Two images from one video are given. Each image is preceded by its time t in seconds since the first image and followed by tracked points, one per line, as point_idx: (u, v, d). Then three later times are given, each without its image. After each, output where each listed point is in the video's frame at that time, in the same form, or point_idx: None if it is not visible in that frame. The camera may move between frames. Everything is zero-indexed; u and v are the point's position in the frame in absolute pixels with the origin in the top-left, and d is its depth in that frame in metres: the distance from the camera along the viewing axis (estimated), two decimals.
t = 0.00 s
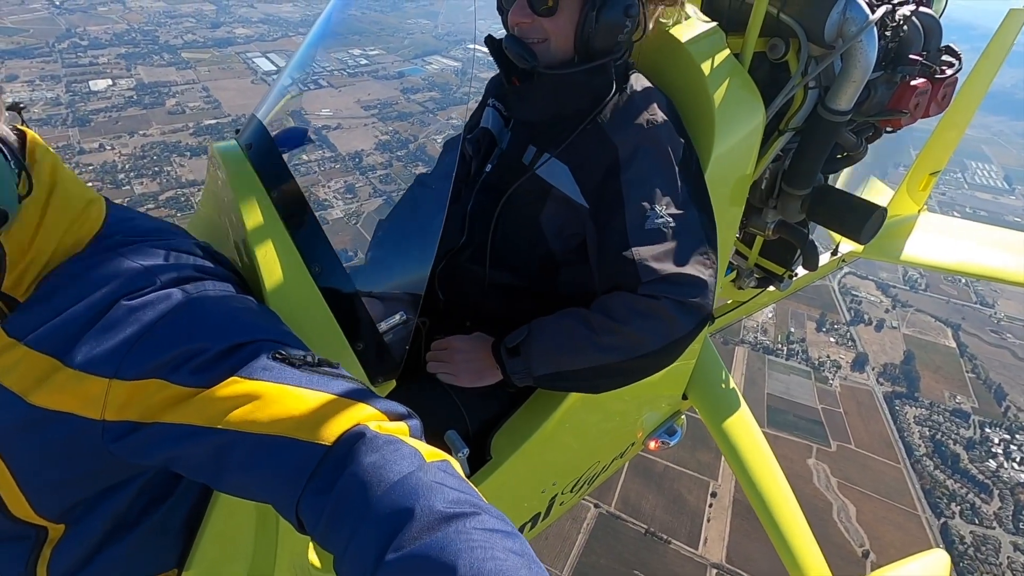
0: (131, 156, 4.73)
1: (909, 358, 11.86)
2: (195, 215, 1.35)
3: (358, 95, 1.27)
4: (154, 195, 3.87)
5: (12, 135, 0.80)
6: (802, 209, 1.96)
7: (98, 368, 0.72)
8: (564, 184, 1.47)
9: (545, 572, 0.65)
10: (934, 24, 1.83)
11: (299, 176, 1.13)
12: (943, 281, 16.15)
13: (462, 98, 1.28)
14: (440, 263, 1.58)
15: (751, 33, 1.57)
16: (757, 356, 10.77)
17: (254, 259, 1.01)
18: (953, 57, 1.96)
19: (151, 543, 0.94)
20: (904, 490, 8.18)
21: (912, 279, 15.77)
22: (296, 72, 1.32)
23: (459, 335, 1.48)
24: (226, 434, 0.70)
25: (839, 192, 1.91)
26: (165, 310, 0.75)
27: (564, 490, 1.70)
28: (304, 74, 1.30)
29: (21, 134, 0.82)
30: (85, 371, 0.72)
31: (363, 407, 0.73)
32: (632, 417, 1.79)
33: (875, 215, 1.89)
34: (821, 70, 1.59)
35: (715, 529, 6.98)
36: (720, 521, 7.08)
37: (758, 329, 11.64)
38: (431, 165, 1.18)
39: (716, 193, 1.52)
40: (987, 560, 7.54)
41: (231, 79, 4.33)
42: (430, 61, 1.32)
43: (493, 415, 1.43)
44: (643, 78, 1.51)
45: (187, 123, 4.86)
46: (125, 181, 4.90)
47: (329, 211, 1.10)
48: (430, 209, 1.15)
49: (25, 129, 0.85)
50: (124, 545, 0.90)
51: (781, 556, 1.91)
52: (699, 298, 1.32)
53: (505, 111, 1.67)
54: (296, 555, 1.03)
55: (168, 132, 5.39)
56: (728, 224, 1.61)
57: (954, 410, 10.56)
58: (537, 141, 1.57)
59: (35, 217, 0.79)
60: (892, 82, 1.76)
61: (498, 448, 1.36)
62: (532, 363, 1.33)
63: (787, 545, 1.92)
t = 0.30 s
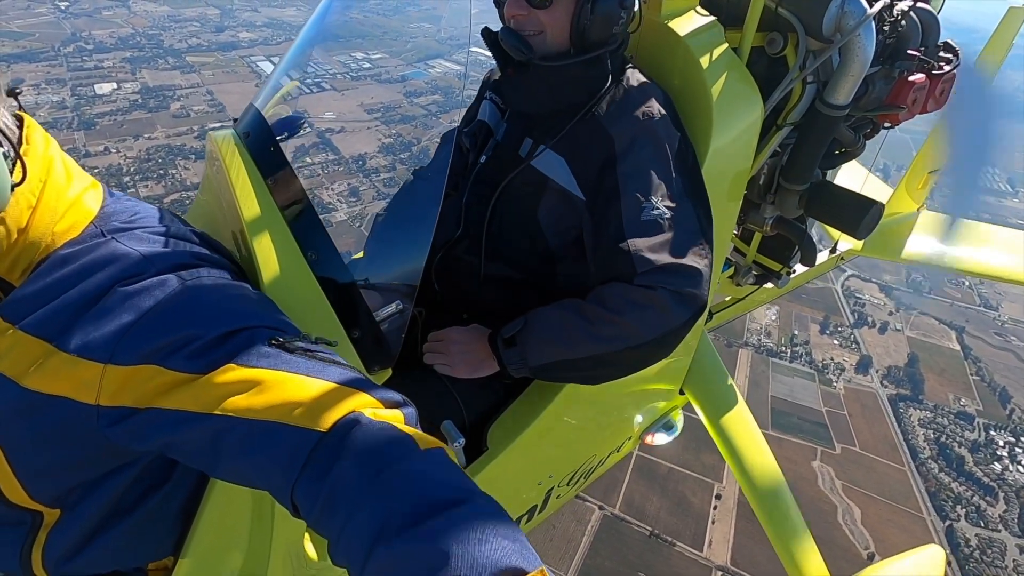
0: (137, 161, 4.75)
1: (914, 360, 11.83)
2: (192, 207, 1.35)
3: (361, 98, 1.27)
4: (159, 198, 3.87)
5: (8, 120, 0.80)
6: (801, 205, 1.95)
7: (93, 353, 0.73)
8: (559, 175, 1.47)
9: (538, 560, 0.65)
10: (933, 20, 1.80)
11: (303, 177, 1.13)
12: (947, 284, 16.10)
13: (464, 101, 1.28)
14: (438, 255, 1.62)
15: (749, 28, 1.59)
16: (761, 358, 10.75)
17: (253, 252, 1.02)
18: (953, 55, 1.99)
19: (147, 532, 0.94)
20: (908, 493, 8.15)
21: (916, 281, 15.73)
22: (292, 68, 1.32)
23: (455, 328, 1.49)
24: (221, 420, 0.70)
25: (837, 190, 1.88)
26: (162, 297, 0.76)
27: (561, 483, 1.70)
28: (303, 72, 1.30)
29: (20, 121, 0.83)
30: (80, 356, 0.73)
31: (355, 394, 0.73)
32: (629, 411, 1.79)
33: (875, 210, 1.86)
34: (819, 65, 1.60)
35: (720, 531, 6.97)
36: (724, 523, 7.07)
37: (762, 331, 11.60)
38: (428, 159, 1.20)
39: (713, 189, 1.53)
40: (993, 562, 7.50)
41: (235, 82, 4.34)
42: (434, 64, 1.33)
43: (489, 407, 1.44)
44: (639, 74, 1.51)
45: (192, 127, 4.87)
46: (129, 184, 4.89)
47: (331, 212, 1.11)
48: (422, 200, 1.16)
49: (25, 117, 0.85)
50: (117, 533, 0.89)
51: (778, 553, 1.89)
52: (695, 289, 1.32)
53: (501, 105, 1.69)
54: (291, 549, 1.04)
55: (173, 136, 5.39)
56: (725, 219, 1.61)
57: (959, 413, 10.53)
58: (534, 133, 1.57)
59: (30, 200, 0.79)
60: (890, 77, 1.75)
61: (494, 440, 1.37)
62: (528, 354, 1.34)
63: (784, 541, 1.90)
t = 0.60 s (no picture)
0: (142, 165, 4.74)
1: (917, 363, 11.81)
2: (189, 208, 1.35)
3: (364, 102, 1.27)
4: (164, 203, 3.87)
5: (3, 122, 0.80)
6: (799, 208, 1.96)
7: (84, 360, 0.73)
8: (557, 177, 1.48)
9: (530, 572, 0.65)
10: (933, 24, 1.82)
11: (307, 181, 1.14)
12: (950, 286, 16.06)
13: (465, 105, 1.30)
14: (434, 259, 1.63)
15: (748, 31, 1.57)
16: (765, 361, 10.72)
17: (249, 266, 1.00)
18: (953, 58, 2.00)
19: (141, 535, 0.95)
20: (912, 496, 8.14)
21: (920, 284, 15.70)
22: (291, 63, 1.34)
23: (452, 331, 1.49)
24: (213, 428, 0.71)
25: (834, 194, 1.90)
26: (155, 304, 0.76)
27: (556, 487, 1.70)
28: (306, 75, 1.30)
29: (13, 123, 0.84)
30: (71, 363, 0.73)
31: (348, 404, 0.73)
32: (626, 414, 1.80)
33: (873, 215, 1.89)
34: (818, 69, 1.59)
35: (724, 534, 6.97)
36: (729, 526, 7.08)
37: (765, 334, 11.57)
38: (426, 160, 1.20)
39: (711, 194, 1.53)
40: (999, 566, 7.48)
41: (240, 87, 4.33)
42: (436, 68, 1.33)
43: (485, 411, 1.45)
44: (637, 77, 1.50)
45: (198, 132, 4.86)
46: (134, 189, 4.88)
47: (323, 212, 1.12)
48: (423, 198, 1.18)
49: (19, 119, 0.86)
50: (111, 536, 0.90)
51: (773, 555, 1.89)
52: (690, 293, 1.32)
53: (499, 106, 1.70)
54: (283, 555, 1.03)
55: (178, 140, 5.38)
56: (723, 224, 1.62)
57: (964, 416, 10.51)
58: (530, 136, 1.58)
59: (22, 205, 0.79)
60: (890, 82, 1.76)
61: (489, 444, 1.37)
62: (525, 358, 1.34)
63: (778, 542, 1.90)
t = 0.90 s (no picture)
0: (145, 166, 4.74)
1: (922, 365, 11.79)
2: (188, 198, 1.37)
3: (368, 104, 1.28)
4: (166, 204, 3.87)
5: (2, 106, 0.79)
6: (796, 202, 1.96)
7: (84, 345, 0.72)
8: (554, 167, 1.47)
9: (528, 556, 0.64)
10: (930, 19, 1.82)
11: (312, 185, 1.13)
12: (954, 289, 16.01)
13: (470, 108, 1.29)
14: (434, 249, 1.63)
15: (748, 24, 1.57)
16: (768, 363, 10.68)
17: (250, 257, 1.00)
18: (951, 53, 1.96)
19: (137, 521, 0.95)
20: (918, 498, 8.12)
21: (924, 287, 15.67)
22: (291, 57, 1.36)
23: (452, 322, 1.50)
24: (213, 412, 0.71)
25: (831, 187, 1.89)
26: (155, 289, 0.76)
27: (555, 478, 1.70)
28: (307, 79, 1.29)
29: (13, 109, 0.82)
30: (70, 347, 0.73)
31: (350, 388, 0.74)
32: (623, 407, 1.79)
33: (870, 209, 1.87)
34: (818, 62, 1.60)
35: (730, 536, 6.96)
36: (734, 529, 7.06)
37: (769, 336, 11.52)
38: (422, 152, 1.20)
39: (708, 186, 1.53)
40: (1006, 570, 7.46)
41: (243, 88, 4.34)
42: (439, 72, 1.33)
43: (484, 402, 1.45)
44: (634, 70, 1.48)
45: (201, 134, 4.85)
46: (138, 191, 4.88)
47: (322, 205, 1.13)
48: (420, 191, 1.17)
49: (19, 104, 0.84)
50: (109, 522, 0.91)
51: (773, 554, 1.92)
52: (689, 281, 1.32)
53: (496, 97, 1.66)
54: (281, 542, 1.02)
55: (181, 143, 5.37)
56: (721, 218, 1.62)
57: (969, 419, 10.49)
58: (528, 126, 1.57)
59: (22, 189, 0.79)
60: (887, 76, 1.75)
61: (488, 433, 1.37)
62: (522, 347, 1.35)
63: (778, 541, 1.93)
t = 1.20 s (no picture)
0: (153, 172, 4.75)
1: (926, 368, 11.78)
2: (188, 197, 1.37)
3: (372, 107, 1.29)
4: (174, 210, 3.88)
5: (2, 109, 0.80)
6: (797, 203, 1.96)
7: (85, 347, 0.73)
8: (554, 165, 1.48)
9: (528, 561, 0.65)
10: (931, 17, 1.81)
11: (315, 187, 1.14)
12: (958, 292, 15.99)
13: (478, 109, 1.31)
14: (434, 249, 1.62)
15: (748, 24, 1.58)
16: (773, 366, 10.68)
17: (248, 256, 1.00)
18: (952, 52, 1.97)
19: (138, 523, 0.94)
20: (923, 501, 8.11)
21: (928, 289, 15.66)
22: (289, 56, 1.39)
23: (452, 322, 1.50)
24: (211, 415, 0.71)
25: (832, 187, 1.89)
26: (154, 291, 0.76)
27: (555, 479, 1.71)
28: (313, 82, 1.29)
29: (13, 111, 0.84)
30: (71, 349, 0.73)
31: (349, 392, 0.74)
32: (624, 407, 1.79)
33: (871, 210, 1.86)
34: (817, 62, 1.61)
35: (735, 538, 6.95)
36: (739, 531, 7.04)
37: (773, 339, 11.51)
38: (425, 153, 1.22)
39: (710, 185, 1.53)
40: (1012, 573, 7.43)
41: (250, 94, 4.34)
42: (442, 75, 1.33)
43: (483, 403, 1.45)
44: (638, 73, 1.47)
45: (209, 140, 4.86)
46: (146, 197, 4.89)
47: (324, 209, 1.13)
48: (419, 191, 1.19)
49: (17, 105, 0.85)
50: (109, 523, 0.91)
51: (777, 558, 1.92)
52: (688, 279, 1.32)
53: (496, 97, 1.69)
54: (280, 543, 1.04)
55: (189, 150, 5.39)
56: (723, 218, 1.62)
57: (974, 422, 10.46)
58: (527, 126, 1.58)
59: (21, 191, 0.80)
60: (888, 76, 1.76)
61: (489, 435, 1.38)
62: (523, 347, 1.35)
63: (782, 546, 1.93)
